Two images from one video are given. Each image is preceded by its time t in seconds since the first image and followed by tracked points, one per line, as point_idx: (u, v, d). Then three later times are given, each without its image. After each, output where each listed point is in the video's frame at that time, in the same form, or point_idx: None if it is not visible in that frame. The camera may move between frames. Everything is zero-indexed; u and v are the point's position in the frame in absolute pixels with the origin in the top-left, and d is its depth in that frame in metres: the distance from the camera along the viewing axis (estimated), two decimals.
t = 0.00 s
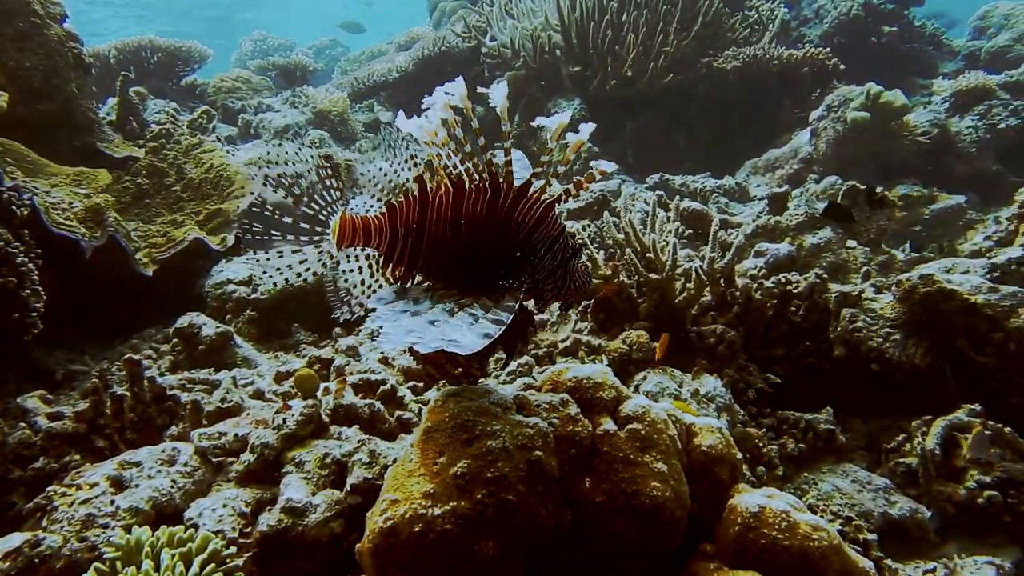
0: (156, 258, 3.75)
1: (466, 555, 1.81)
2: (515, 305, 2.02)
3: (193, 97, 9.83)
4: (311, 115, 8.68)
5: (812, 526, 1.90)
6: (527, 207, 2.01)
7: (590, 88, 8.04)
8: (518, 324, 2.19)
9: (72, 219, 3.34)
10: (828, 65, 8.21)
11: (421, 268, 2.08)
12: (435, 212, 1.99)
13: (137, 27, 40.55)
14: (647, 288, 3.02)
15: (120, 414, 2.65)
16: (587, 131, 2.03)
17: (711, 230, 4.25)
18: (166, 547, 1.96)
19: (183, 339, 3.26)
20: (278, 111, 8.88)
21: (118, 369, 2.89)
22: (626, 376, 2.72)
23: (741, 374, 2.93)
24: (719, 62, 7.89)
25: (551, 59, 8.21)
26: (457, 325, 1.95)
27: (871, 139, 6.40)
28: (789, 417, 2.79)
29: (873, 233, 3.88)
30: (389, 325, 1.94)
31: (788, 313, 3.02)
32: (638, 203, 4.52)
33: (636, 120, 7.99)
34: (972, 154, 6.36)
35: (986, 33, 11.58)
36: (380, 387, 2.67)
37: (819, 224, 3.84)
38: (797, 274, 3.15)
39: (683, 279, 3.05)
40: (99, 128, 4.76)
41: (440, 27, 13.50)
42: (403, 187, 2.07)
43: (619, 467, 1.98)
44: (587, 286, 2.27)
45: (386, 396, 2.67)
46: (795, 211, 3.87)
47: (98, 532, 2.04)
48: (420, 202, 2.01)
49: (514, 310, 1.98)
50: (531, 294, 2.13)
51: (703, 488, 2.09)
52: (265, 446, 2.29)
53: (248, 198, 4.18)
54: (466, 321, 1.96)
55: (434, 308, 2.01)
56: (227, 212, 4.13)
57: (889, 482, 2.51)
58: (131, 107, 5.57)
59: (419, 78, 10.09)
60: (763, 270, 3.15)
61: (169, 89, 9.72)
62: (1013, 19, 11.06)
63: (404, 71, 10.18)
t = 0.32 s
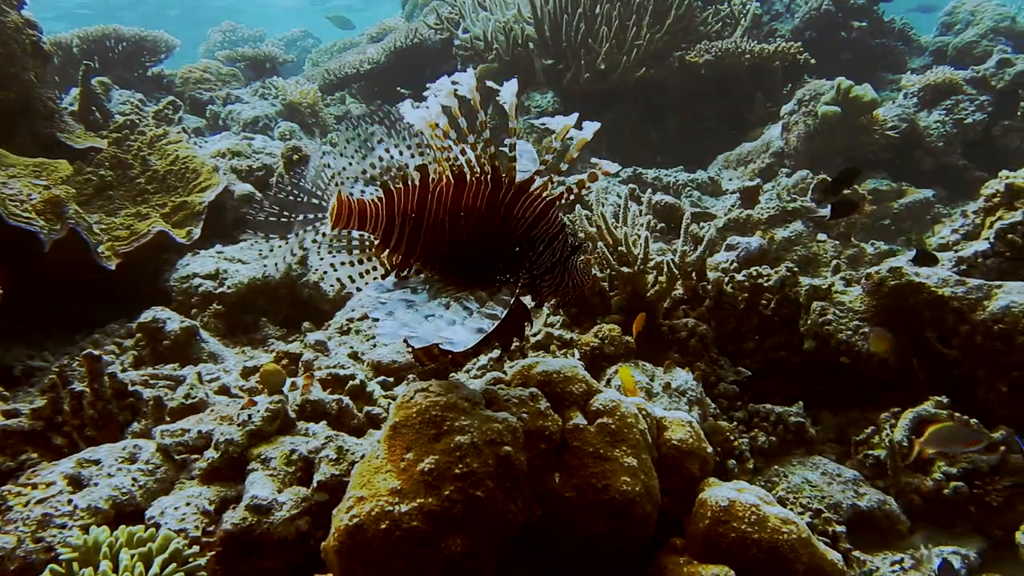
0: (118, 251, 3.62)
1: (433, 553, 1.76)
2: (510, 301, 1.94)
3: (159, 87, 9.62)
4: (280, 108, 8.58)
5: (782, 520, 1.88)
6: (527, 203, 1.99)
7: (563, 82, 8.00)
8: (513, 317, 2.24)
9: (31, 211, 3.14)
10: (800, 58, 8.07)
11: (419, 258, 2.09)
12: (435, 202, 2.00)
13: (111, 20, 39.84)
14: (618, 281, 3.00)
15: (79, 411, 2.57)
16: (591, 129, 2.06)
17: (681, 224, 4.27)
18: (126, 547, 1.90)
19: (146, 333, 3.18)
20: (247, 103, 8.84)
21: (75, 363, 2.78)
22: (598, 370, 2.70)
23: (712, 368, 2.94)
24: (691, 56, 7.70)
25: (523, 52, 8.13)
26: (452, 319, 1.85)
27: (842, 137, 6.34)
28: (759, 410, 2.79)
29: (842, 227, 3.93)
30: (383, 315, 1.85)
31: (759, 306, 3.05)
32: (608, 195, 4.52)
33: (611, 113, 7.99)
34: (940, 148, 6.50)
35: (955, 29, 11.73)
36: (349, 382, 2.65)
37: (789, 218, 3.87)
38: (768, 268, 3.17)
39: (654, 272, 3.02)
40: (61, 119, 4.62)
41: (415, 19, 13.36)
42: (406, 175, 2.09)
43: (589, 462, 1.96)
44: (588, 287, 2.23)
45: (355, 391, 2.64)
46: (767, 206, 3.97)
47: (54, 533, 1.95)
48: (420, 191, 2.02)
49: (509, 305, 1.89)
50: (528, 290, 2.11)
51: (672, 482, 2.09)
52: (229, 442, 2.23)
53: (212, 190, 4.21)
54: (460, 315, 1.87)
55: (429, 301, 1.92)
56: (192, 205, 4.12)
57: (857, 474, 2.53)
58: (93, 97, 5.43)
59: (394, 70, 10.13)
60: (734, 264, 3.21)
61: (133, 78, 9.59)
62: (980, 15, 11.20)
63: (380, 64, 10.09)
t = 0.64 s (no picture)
0: (80, 252, 3.56)
1: (403, 553, 1.72)
2: (505, 295, 1.90)
3: (121, 85, 9.44)
4: (248, 106, 8.47)
5: (753, 514, 1.87)
6: (523, 201, 1.99)
7: (534, 78, 7.96)
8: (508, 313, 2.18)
9: None
10: (768, 56, 8.27)
11: (418, 255, 2.07)
12: (433, 198, 1.99)
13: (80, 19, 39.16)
14: (590, 277, 2.98)
15: (40, 416, 2.48)
16: (586, 130, 2.05)
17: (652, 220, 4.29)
18: (88, 555, 1.83)
19: (110, 335, 3.11)
20: (213, 102, 8.76)
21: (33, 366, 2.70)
22: (571, 368, 2.70)
23: (685, 363, 2.95)
24: (661, 53, 7.73)
25: (493, 49, 8.09)
26: (447, 311, 1.86)
27: (809, 132, 6.45)
28: (732, 404, 2.79)
29: (810, 221, 3.97)
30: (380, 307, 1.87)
31: (731, 302, 3.09)
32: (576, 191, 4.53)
33: (580, 110, 8.00)
34: (905, 143, 6.60)
35: (918, 26, 11.93)
36: (320, 382, 2.63)
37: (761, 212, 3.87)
38: (739, 263, 3.19)
39: (626, 267, 3.01)
40: (19, 118, 4.53)
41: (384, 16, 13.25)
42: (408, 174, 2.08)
43: (560, 460, 1.93)
44: (579, 285, 2.24)
45: (325, 392, 2.62)
46: (737, 201, 4.00)
47: (13, 541, 1.88)
48: (420, 188, 2.01)
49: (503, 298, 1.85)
50: (521, 287, 2.11)
51: (644, 477, 2.08)
52: (196, 445, 2.17)
53: (178, 189, 4.19)
54: (455, 307, 1.88)
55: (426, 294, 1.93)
56: (156, 205, 4.08)
57: (828, 467, 2.55)
58: (52, 95, 5.24)
59: (362, 67, 9.77)
60: (705, 259, 3.25)
61: (95, 75, 9.42)
62: (941, 11, 11.38)
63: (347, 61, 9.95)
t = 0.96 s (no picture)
0: (45, 241, 3.53)
1: (368, 548, 1.71)
2: (492, 289, 1.85)
3: (88, 71, 9.25)
4: (219, 95, 8.36)
5: (719, 506, 1.88)
6: (515, 200, 1.96)
7: (511, 68, 7.95)
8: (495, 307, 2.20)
9: None
10: (743, 48, 8.14)
11: (408, 246, 2.06)
12: (425, 190, 1.98)
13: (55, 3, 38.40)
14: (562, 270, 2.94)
15: None
16: (581, 133, 2.03)
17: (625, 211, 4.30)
18: (45, 551, 1.81)
19: (75, 327, 3.07)
20: (183, 89, 8.65)
21: None
22: (542, 361, 2.69)
23: (656, 356, 2.95)
24: (637, 44, 7.67)
25: (470, 38, 8.11)
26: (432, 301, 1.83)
27: (783, 124, 6.48)
28: (703, 397, 2.80)
29: (782, 214, 4.01)
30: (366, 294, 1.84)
31: (702, 294, 3.10)
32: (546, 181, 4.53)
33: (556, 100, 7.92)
34: (878, 137, 6.63)
35: (891, 20, 12.01)
36: (289, 376, 2.62)
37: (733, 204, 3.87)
38: (711, 256, 3.21)
39: (598, 260, 2.97)
40: None
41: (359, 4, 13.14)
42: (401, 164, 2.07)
43: (528, 453, 1.93)
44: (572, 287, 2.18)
45: (294, 384, 2.61)
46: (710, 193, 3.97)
47: None
48: (412, 178, 2.00)
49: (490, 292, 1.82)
50: (511, 285, 2.06)
51: (612, 471, 2.09)
52: (160, 439, 2.13)
53: (147, 179, 4.19)
54: (441, 297, 1.85)
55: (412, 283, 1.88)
56: (124, 194, 4.07)
57: (796, 458, 2.59)
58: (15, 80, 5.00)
59: (336, 56, 9.66)
60: (677, 252, 3.24)
61: (64, 61, 9.23)
62: (913, 5, 11.47)
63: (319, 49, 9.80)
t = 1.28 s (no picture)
0: None
1: (323, 546, 1.69)
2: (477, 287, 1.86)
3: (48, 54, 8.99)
4: (184, 79, 8.17)
5: (678, 503, 1.89)
6: (498, 198, 1.91)
7: (482, 56, 7.92)
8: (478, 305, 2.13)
9: None
10: (713, 39, 8.14)
11: (393, 244, 1.98)
12: (410, 186, 1.90)
13: None
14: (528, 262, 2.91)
15: None
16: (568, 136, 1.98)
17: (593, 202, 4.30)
18: None
19: (27, 317, 3.01)
20: (148, 73, 8.44)
21: None
22: (507, 355, 2.68)
23: (622, 348, 2.95)
24: (609, 33, 7.64)
25: (441, 26, 7.97)
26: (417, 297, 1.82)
27: (754, 114, 6.56)
28: (668, 390, 2.81)
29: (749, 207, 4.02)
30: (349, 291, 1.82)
31: (668, 287, 3.11)
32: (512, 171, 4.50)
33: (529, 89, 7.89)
34: (845, 129, 6.64)
35: (860, 12, 12.10)
36: (248, 369, 2.60)
37: (699, 196, 3.86)
38: (677, 249, 3.22)
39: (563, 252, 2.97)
40: None
41: None
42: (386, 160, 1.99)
43: (488, 450, 1.92)
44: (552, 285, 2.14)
45: (254, 377, 2.60)
46: (678, 185, 3.90)
47: None
48: (398, 175, 1.92)
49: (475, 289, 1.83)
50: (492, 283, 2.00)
51: (574, 467, 2.08)
52: (113, 433, 2.11)
53: (105, 164, 4.13)
54: (427, 294, 1.84)
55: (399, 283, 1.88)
56: (81, 179, 4.00)
57: (758, 451, 2.60)
58: None
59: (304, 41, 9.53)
60: (643, 245, 3.25)
61: (21, 41, 9.00)
62: None
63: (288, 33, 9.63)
